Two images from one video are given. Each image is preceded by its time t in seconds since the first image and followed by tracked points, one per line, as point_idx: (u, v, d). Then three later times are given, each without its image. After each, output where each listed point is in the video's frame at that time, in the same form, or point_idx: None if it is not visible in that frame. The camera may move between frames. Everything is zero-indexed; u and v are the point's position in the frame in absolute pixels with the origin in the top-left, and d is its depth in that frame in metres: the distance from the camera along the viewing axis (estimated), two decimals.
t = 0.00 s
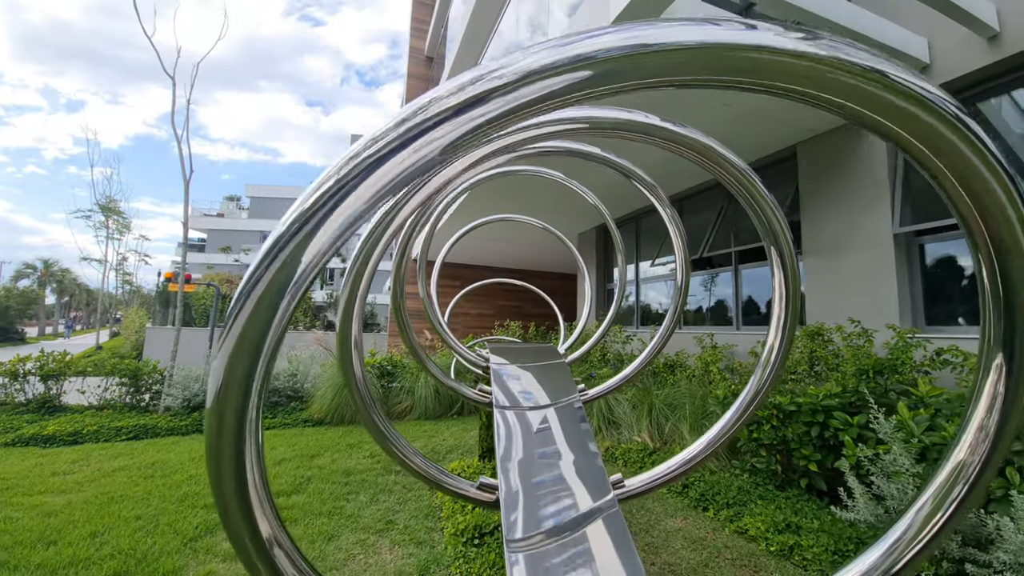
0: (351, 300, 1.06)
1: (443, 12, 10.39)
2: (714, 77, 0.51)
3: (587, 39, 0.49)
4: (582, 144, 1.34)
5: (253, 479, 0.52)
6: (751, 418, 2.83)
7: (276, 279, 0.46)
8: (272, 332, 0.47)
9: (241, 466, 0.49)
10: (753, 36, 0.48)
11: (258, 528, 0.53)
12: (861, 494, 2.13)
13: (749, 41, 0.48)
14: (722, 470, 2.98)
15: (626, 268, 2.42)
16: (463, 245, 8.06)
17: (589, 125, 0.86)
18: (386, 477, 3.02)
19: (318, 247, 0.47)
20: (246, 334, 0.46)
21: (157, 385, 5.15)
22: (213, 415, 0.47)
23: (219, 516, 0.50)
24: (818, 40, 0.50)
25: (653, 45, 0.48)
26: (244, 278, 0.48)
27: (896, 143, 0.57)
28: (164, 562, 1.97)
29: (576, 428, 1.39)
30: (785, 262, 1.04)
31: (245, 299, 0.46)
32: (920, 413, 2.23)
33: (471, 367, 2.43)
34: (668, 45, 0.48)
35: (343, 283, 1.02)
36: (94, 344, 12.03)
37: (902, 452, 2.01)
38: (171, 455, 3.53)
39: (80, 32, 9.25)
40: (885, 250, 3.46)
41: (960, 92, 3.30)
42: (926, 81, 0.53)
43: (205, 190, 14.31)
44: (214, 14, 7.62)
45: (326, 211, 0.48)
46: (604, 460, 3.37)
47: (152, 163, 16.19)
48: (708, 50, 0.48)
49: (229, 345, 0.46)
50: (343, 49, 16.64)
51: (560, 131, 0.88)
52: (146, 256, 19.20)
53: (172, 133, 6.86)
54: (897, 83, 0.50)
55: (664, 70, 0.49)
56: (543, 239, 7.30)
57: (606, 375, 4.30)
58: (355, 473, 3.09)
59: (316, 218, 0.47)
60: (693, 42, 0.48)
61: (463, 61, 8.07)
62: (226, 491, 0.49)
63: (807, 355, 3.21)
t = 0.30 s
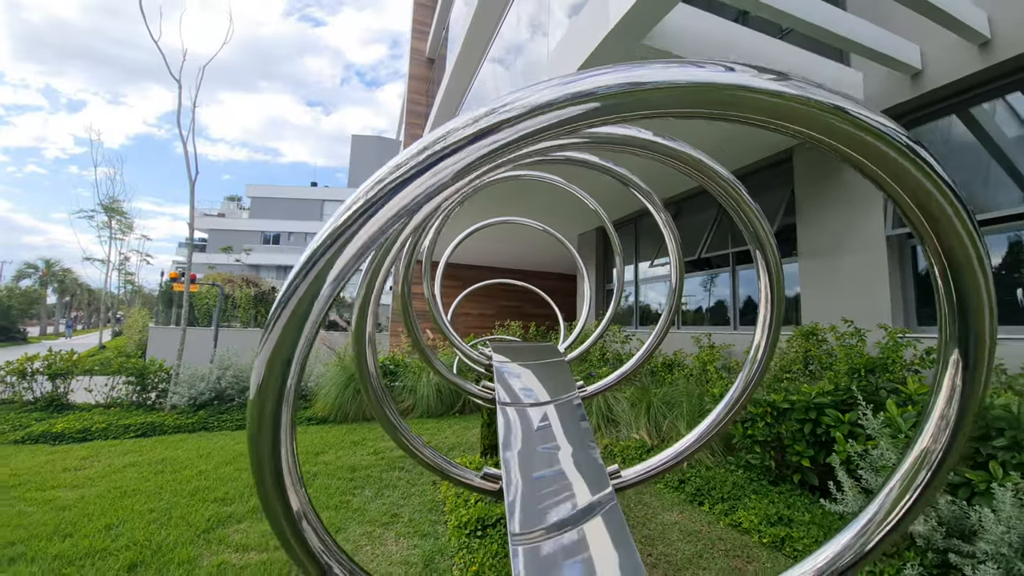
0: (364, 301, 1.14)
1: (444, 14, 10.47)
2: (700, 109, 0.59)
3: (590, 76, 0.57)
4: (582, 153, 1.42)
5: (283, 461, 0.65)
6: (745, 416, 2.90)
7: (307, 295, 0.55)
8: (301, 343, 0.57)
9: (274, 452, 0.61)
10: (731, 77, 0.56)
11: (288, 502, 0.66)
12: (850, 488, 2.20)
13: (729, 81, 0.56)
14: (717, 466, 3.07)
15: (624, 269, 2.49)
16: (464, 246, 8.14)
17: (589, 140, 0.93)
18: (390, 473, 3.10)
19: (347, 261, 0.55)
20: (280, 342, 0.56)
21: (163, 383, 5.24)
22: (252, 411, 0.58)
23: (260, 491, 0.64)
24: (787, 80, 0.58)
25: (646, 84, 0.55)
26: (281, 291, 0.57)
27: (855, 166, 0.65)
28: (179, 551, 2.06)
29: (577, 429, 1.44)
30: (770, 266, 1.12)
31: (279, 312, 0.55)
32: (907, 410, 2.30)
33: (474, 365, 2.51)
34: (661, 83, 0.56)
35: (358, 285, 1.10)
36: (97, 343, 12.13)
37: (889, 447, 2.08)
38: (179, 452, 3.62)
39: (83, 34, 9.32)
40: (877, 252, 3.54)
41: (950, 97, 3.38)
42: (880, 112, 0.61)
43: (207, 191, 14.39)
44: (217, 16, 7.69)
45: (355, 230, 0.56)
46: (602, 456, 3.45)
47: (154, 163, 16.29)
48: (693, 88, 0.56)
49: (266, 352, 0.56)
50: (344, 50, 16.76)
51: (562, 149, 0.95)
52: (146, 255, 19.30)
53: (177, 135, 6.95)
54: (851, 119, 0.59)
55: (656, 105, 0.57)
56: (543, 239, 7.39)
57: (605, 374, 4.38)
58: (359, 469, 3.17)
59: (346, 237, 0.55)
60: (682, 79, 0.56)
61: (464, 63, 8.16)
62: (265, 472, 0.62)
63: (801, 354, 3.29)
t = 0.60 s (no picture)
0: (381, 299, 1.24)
1: (444, 14, 10.54)
2: (688, 137, 0.70)
3: (589, 109, 0.67)
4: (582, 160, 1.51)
5: (316, 437, 0.78)
6: (739, 410, 3.00)
7: (341, 299, 0.66)
8: (333, 339, 0.68)
9: (311, 430, 0.74)
10: (714, 110, 0.67)
11: (318, 471, 0.80)
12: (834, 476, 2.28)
13: (712, 114, 0.66)
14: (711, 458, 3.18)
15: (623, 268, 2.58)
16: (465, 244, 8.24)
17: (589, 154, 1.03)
18: (395, 465, 3.20)
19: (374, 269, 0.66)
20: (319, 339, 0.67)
21: (170, 379, 5.34)
22: (295, 397, 0.71)
23: (295, 461, 0.77)
24: (758, 113, 0.68)
25: (640, 116, 0.65)
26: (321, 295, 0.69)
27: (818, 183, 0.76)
28: (197, 538, 2.15)
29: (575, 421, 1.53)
30: (754, 270, 1.22)
31: (318, 314, 0.66)
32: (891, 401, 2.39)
33: (477, 361, 2.62)
34: (653, 118, 0.66)
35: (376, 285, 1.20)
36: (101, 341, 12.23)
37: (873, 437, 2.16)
38: (189, 446, 3.72)
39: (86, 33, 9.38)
40: (868, 252, 3.64)
41: (941, 100, 3.46)
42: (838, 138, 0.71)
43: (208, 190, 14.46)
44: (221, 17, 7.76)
45: (382, 243, 0.66)
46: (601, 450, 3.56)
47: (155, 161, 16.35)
48: (680, 122, 0.67)
49: (307, 348, 0.67)
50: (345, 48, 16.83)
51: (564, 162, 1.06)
52: (147, 253, 19.37)
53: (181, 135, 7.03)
54: (815, 146, 0.69)
55: (646, 134, 0.67)
56: (543, 238, 7.50)
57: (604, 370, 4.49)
58: (365, 462, 3.27)
59: (373, 250, 0.66)
60: (671, 112, 0.66)
61: (465, 63, 8.25)
62: (303, 447, 0.75)
63: (794, 351, 3.39)
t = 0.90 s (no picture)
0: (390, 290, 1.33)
1: (444, 6, 10.53)
2: (679, 147, 0.77)
3: (587, 123, 0.75)
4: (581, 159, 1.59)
5: (336, 419, 0.87)
6: (733, 399, 3.09)
7: (359, 296, 0.74)
8: (351, 331, 0.77)
9: (332, 412, 0.83)
10: (701, 125, 0.75)
11: (337, 449, 0.89)
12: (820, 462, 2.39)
13: (700, 128, 0.74)
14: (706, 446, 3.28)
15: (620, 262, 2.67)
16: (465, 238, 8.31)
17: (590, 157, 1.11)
18: (398, 454, 3.30)
19: (390, 266, 0.75)
20: (340, 331, 0.77)
21: (176, 371, 5.44)
22: (317, 383, 0.80)
23: (317, 441, 0.87)
24: (741, 128, 0.76)
25: (635, 130, 0.73)
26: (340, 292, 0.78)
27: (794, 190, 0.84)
28: (211, 521, 2.25)
29: (572, 403, 1.62)
30: (742, 266, 1.31)
31: (337, 310, 0.75)
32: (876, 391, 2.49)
33: (478, 351, 2.71)
34: (647, 131, 0.74)
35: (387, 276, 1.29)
36: (102, 334, 12.28)
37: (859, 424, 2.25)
38: (197, 435, 3.82)
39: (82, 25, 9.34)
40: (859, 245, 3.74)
41: (934, 96, 3.53)
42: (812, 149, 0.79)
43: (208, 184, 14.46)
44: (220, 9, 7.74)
45: (396, 244, 0.75)
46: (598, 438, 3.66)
47: (154, 154, 16.32)
48: (670, 136, 0.75)
49: (329, 339, 0.77)
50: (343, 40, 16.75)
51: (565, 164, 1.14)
52: (146, 246, 19.39)
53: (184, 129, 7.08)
54: (790, 158, 0.77)
55: (640, 145, 0.76)
56: (542, 232, 7.57)
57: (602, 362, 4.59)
58: (369, 450, 3.37)
59: (387, 252, 0.75)
60: (663, 127, 0.74)
61: (464, 56, 8.26)
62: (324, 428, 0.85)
63: (788, 343, 3.46)
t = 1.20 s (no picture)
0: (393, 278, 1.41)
1: None
2: (663, 150, 0.85)
3: (579, 129, 0.82)
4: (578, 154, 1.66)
5: (345, 398, 0.96)
6: (724, 386, 3.19)
7: (367, 286, 0.83)
8: (358, 318, 0.86)
9: (341, 390, 0.92)
10: (682, 132, 0.82)
11: (346, 424, 0.98)
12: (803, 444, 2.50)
13: (681, 135, 0.82)
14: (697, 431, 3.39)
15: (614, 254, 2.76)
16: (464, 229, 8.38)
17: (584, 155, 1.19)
18: (400, 439, 3.42)
19: (396, 258, 0.83)
20: (349, 320, 0.85)
21: (180, 361, 5.55)
22: (327, 366, 0.89)
23: (329, 419, 0.96)
24: (719, 136, 0.84)
25: (623, 136, 0.81)
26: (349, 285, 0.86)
27: (768, 193, 0.92)
28: (223, 501, 2.36)
29: (565, 388, 1.71)
30: (724, 259, 1.39)
31: (346, 301, 0.84)
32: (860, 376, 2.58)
33: (477, 339, 2.81)
34: (632, 137, 0.82)
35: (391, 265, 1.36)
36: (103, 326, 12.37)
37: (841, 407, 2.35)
38: (203, 422, 3.93)
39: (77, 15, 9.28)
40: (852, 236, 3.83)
41: (927, 89, 3.58)
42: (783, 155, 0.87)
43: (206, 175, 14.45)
44: None
45: (401, 238, 0.83)
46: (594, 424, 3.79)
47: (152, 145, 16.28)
48: (654, 142, 0.83)
49: (338, 328, 0.85)
50: (341, 29, 16.63)
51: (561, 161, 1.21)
52: (146, 237, 19.43)
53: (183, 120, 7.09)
54: (762, 165, 0.85)
55: (627, 149, 0.83)
56: (541, 223, 7.64)
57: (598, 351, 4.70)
58: (372, 436, 3.49)
59: (391, 247, 0.82)
60: (648, 134, 0.82)
61: (463, 47, 8.24)
62: (336, 407, 0.95)
63: (779, 332, 3.55)
